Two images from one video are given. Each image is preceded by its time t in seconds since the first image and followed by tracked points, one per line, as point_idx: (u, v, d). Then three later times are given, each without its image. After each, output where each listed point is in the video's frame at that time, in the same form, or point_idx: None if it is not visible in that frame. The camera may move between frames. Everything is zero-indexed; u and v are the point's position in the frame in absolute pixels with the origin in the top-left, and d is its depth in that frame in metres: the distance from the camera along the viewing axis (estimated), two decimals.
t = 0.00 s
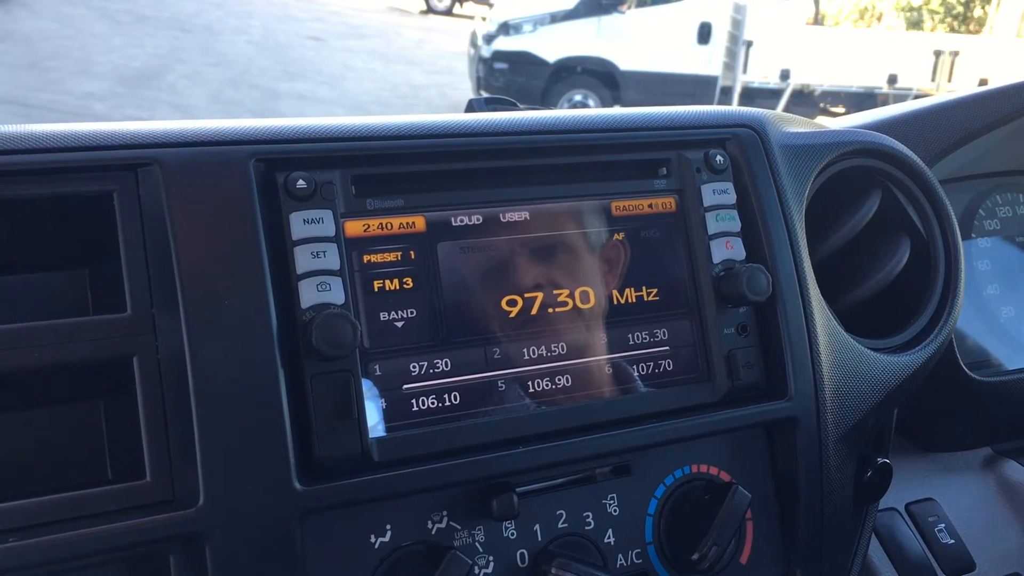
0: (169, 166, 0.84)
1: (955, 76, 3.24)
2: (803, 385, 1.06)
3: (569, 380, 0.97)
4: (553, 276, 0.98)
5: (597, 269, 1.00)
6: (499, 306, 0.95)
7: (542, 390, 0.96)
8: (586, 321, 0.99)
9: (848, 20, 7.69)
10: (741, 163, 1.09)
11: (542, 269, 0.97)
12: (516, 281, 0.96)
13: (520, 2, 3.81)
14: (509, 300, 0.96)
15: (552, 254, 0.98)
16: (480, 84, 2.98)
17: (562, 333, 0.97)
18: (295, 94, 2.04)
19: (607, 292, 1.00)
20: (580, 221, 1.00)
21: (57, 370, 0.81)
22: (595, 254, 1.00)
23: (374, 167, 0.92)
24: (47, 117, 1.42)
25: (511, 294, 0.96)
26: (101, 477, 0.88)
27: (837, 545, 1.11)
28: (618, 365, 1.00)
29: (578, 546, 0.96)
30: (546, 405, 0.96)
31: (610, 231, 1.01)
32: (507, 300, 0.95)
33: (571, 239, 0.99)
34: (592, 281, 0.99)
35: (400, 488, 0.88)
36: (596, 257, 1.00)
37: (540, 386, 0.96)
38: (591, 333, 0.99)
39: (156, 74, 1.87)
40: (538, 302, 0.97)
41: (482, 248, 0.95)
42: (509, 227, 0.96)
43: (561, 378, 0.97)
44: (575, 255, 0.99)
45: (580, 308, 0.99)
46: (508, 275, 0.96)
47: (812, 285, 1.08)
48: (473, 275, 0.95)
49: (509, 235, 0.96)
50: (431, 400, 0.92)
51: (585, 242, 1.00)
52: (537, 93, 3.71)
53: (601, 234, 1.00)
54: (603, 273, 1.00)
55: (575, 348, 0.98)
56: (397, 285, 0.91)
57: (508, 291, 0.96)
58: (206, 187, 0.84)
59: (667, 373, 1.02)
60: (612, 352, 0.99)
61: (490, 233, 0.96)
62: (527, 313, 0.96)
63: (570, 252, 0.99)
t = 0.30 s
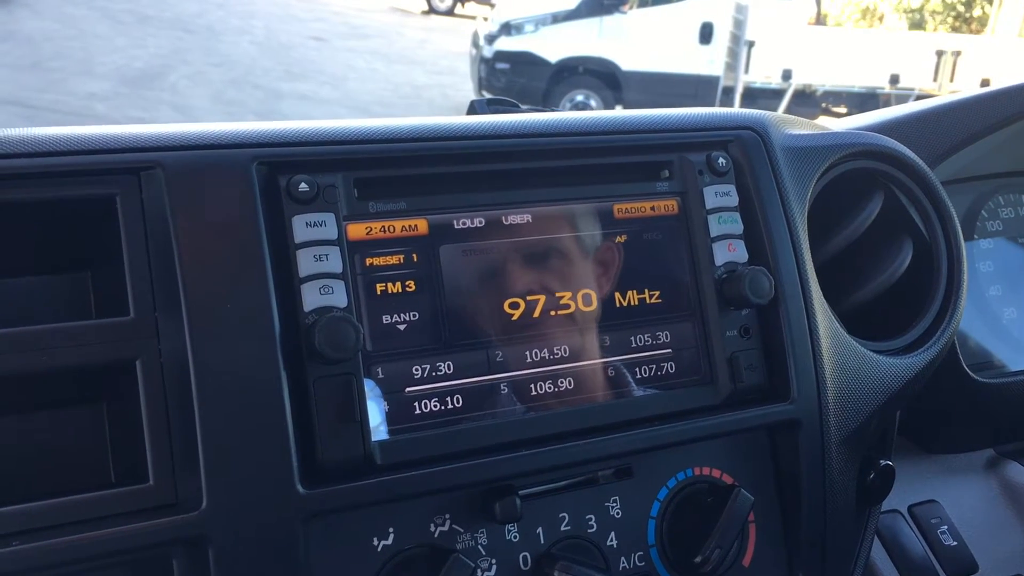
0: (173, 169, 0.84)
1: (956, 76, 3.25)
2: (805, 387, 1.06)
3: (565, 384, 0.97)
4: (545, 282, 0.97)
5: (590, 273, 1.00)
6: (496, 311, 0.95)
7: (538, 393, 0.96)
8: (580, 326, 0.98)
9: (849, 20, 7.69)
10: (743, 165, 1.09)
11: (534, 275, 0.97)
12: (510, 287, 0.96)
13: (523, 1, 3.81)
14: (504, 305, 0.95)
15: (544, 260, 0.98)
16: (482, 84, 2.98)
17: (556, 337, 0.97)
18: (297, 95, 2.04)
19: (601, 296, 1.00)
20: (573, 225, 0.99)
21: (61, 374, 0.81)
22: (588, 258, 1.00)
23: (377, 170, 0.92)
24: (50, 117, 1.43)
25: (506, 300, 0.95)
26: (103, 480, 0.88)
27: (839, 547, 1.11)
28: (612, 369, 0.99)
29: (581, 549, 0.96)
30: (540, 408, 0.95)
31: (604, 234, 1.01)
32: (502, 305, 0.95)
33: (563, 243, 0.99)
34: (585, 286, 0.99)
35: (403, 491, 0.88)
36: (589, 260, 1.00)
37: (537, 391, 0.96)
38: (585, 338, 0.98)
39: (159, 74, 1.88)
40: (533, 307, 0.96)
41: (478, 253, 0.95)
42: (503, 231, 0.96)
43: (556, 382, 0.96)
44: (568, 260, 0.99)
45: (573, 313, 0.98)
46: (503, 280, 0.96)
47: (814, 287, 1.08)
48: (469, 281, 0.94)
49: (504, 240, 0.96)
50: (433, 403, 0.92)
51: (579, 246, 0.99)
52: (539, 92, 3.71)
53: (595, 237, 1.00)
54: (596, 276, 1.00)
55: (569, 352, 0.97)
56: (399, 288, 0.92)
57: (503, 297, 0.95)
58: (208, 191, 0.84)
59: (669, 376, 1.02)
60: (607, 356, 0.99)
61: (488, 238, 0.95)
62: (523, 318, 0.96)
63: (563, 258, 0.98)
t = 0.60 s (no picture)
0: (178, 171, 0.84)
1: (959, 75, 3.24)
2: (809, 389, 1.06)
3: (566, 385, 0.97)
4: (547, 281, 0.97)
5: (591, 272, 0.99)
6: (500, 311, 0.95)
7: (539, 394, 0.95)
8: (582, 326, 0.98)
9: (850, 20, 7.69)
10: (748, 166, 1.09)
11: (537, 273, 0.97)
12: (514, 286, 0.96)
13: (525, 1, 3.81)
14: (506, 305, 0.95)
15: (546, 259, 0.97)
16: (484, 84, 2.98)
17: (557, 338, 0.97)
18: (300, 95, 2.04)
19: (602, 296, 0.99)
20: (574, 225, 0.99)
21: (67, 374, 0.81)
22: (589, 258, 1.00)
23: (383, 171, 0.92)
24: (53, 118, 1.43)
25: (508, 299, 0.95)
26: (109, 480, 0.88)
27: (843, 548, 1.10)
28: (613, 369, 0.99)
29: (586, 550, 0.96)
30: (539, 408, 0.95)
31: (605, 235, 1.01)
32: (504, 305, 0.95)
33: (564, 243, 0.98)
34: (586, 285, 0.99)
35: (408, 492, 0.88)
36: (589, 260, 0.99)
37: (538, 392, 0.95)
38: (587, 338, 0.98)
39: (161, 74, 1.87)
40: (535, 307, 0.96)
41: (478, 255, 0.95)
42: (501, 232, 0.96)
43: (557, 383, 0.96)
44: (569, 259, 0.98)
45: (575, 313, 0.98)
46: (503, 280, 0.95)
47: (819, 288, 1.08)
48: (470, 281, 0.94)
49: (506, 240, 0.96)
50: (438, 404, 0.92)
51: (579, 246, 0.99)
52: (540, 92, 3.71)
53: (595, 237, 1.00)
54: (596, 276, 0.99)
55: (570, 353, 0.97)
56: (404, 288, 0.92)
57: (505, 297, 0.95)
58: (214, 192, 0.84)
59: (674, 377, 1.02)
60: (608, 356, 0.99)
61: (488, 239, 0.95)
62: (525, 319, 0.96)
63: (564, 257, 0.98)
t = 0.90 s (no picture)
0: (179, 168, 0.84)
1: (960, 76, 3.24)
2: (810, 387, 1.06)
3: (570, 379, 0.98)
4: (551, 275, 0.99)
5: (599, 270, 1.00)
6: (505, 303, 0.96)
7: (545, 392, 0.96)
8: (586, 319, 1.00)
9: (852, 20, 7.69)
10: (749, 164, 1.09)
11: (542, 267, 0.99)
12: (518, 279, 0.97)
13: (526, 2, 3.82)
14: (513, 297, 0.96)
15: (552, 253, 0.99)
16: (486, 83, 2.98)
17: (561, 331, 1.00)
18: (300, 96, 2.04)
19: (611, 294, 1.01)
20: (584, 221, 1.00)
21: (68, 372, 0.81)
22: (599, 256, 1.01)
23: (384, 168, 0.92)
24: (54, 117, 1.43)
25: (514, 292, 0.97)
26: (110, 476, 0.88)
27: (844, 546, 1.11)
28: (618, 363, 1.01)
29: (587, 547, 0.96)
30: (547, 407, 0.96)
31: (617, 234, 1.01)
32: (510, 298, 0.96)
33: (573, 239, 1.00)
34: (593, 282, 1.00)
35: (409, 489, 0.88)
36: (599, 258, 1.01)
37: (544, 389, 0.97)
38: (591, 331, 1.01)
39: (162, 74, 1.88)
40: (537, 299, 0.98)
41: (483, 249, 0.95)
42: (508, 225, 0.97)
43: (563, 378, 0.98)
44: (577, 254, 1.00)
45: (579, 306, 1.00)
46: (509, 273, 0.97)
47: (820, 286, 1.08)
48: (477, 274, 0.95)
49: (512, 235, 0.97)
50: (439, 402, 0.92)
51: (588, 243, 1.00)
52: (541, 91, 3.72)
53: (606, 236, 1.01)
54: (606, 275, 1.01)
55: (575, 347, 0.99)
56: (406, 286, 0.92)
57: (510, 289, 0.96)
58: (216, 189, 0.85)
59: (674, 375, 1.02)
60: (614, 350, 1.01)
61: (493, 234, 0.96)
62: (529, 312, 0.97)
63: (571, 252, 1.00)
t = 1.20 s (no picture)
0: (180, 165, 0.84)
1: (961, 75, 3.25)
2: (810, 385, 1.06)
3: (571, 377, 0.98)
4: (564, 270, 1.00)
5: (610, 270, 1.01)
6: (514, 293, 0.97)
7: (547, 390, 0.97)
8: (594, 317, 1.01)
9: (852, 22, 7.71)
10: (749, 162, 1.09)
11: (555, 261, 0.99)
12: (530, 270, 0.98)
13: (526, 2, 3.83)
14: (522, 288, 0.97)
15: (566, 248, 1.00)
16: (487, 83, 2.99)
17: (568, 329, 1.00)
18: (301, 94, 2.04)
19: (619, 295, 1.01)
20: (597, 216, 1.01)
21: (68, 369, 0.81)
22: (610, 256, 1.01)
23: (383, 166, 0.92)
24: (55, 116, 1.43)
25: (525, 284, 0.98)
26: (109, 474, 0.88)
27: (844, 544, 1.10)
28: (619, 361, 1.00)
29: (587, 545, 0.96)
30: (550, 404, 0.96)
31: (628, 237, 1.02)
32: (520, 289, 0.97)
33: (587, 235, 1.00)
34: (604, 280, 1.01)
35: (408, 486, 0.88)
36: (611, 257, 1.01)
37: (547, 388, 0.97)
38: (598, 330, 1.01)
39: (162, 73, 1.88)
40: (548, 292, 0.99)
41: (496, 241, 0.96)
42: (527, 217, 0.97)
43: (566, 377, 0.98)
44: (591, 251, 1.00)
45: (588, 304, 1.00)
46: (523, 264, 0.98)
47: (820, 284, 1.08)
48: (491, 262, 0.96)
49: (523, 226, 0.97)
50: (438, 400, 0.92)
51: (601, 240, 1.01)
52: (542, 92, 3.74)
53: (618, 238, 1.01)
54: (616, 276, 1.01)
55: (581, 346, 0.99)
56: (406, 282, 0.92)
57: (521, 280, 0.97)
58: (216, 186, 0.85)
59: (674, 373, 1.02)
60: (616, 349, 1.00)
61: (505, 227, 0.96)
62: (537, 308, 0.98)
63: (585, 248, 1.00)
